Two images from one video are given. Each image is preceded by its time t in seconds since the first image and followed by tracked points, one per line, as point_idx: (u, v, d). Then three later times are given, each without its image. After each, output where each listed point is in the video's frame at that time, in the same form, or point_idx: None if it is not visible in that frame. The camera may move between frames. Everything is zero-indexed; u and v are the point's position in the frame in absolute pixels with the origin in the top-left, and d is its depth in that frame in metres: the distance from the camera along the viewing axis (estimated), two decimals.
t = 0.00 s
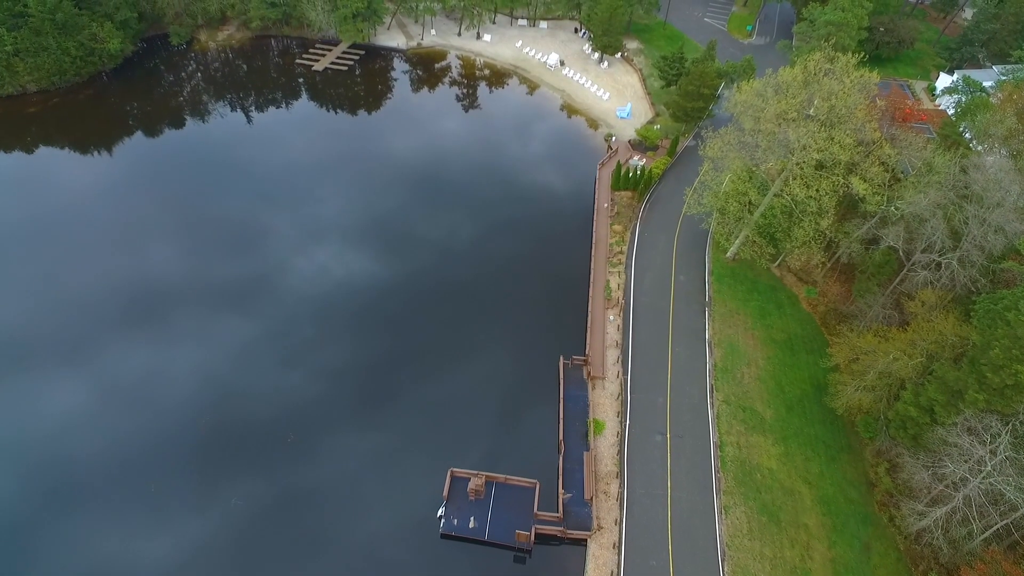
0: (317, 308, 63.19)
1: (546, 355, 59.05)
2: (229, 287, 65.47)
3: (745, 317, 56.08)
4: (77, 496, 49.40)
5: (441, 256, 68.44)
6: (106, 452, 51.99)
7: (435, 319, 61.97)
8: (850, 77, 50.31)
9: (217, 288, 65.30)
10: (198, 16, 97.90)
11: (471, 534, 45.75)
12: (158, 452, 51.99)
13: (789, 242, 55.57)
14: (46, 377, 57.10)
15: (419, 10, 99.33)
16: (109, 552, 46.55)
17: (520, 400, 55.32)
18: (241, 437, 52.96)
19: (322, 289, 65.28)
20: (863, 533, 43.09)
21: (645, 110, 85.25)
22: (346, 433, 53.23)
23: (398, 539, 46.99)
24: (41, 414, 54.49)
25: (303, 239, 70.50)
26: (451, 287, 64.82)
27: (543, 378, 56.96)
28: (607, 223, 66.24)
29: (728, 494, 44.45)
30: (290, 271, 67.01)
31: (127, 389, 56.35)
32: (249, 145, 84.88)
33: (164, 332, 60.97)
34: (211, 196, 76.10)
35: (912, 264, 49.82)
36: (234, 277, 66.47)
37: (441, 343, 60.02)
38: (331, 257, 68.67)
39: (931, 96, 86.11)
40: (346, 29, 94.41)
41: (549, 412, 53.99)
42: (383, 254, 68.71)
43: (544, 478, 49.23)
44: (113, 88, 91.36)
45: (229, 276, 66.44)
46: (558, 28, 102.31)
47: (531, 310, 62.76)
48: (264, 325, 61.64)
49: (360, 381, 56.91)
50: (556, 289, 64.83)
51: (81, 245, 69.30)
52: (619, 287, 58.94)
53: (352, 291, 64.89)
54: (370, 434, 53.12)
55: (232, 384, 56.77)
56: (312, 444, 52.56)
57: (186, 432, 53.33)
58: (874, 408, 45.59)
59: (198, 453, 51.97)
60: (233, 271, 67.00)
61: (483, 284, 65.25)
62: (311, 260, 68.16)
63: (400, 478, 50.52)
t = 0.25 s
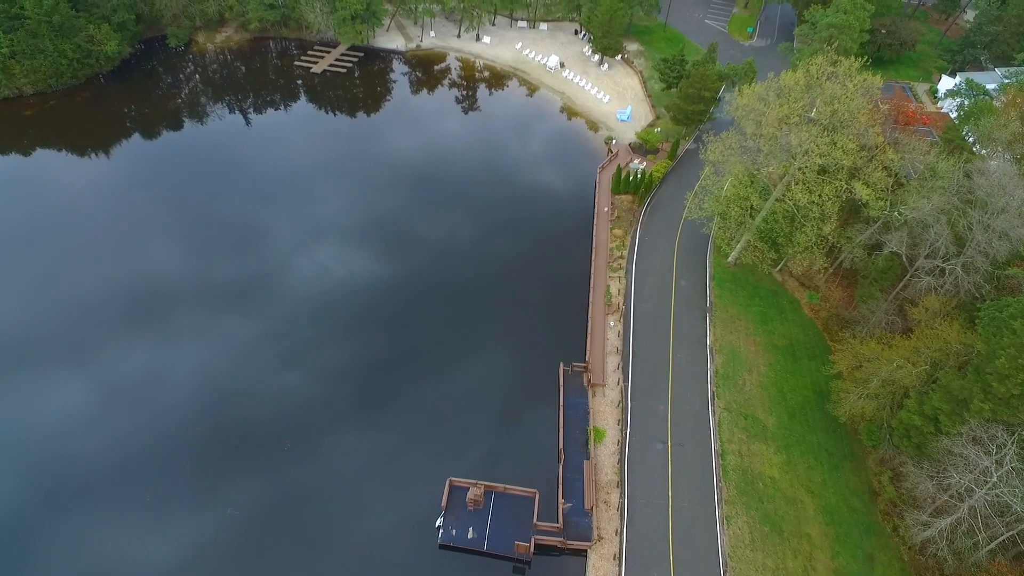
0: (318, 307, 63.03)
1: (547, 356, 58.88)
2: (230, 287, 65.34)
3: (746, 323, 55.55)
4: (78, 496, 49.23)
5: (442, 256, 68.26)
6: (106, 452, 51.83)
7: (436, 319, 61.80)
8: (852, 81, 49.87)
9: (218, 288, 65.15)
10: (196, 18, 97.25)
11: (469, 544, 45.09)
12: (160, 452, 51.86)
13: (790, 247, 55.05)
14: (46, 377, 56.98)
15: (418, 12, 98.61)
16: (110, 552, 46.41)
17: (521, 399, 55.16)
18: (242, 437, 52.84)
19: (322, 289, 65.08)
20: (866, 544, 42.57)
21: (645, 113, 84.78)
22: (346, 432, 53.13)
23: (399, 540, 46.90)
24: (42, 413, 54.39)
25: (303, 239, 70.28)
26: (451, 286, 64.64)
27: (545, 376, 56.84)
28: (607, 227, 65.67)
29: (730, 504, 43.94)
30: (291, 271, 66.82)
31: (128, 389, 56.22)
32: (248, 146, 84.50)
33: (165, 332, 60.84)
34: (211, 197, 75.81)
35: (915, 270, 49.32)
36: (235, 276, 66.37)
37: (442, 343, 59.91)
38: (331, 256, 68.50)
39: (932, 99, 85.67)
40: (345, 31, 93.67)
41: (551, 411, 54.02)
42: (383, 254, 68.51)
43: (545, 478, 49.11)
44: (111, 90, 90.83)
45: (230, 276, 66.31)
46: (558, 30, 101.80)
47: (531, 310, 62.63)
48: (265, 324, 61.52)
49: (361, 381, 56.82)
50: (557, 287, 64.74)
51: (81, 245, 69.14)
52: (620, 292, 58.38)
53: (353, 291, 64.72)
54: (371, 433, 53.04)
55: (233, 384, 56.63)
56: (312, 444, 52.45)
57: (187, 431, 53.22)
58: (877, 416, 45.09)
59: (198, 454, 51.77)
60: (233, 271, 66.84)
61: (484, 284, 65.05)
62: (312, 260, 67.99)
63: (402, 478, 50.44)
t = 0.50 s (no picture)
0: (318, 308, 62.69)
1: (548, 357, 58.61)
2: (231, 287, 65.18)
3: (749, 330, 54.98)
4: (79, 498, 49.31)
5: (443, 255, 67.77)
6: (108, 454, 51.91)
7: (437, 319, 61.46)
8: (856, 86, 49.35)
9: (219, 288, 64.93)
10: (194, 20, 96.46)
11: (468, 558, 44.55)
12: (162, 453, 51.92)
13: (793, 253, 54.44)
14: (48, 378, 57.04)
15: (417, 14, 97.84)
16: (112, 555, 46.61)
17: (521, 399, 55.01)
18: (243, 439, 52.88)
19: (321, 289, 64.67)
20: (871, 556, 41.97)
21: (646, 116, 84.14)
22: (346, 434, 53.01)
23: (400, 542, 46.87)
24: (43, 415, 54.46)
25: (303, 239, 69.86)
26: (452, 287, 64.31)
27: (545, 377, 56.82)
28: (608, 233, 65.09)
29: (733, 516, 43.41)
30: (292, 271, 66.49)
31: (128, 390, 56.21)
32: (246, 147, 84.01)
33: (166, 333, 60.76)
34: (209, 198, 75.41)
35: (919, 277, 48.73)
36: (236, 276, 66.22)
37: (443, 343, 59.58)
38: (332, 256, 68.11)
39: (935, 103, 85.14)
40: (343, 34, 92.99)
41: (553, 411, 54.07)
42: (384, 254, 68.13)
43: (545, 480, 48.96)
44: (108, 93, 90.25)
45: (230, 276, 66.14)
46: (558, 32, 101.16)
47: (532, 309, 62.37)
48: (266, 325, 61.38)
49: (362, 381, 56.66)
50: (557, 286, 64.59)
51: (81, 246, 68.99)
52: (621, 299, 57.81)
53: (353, 291, 64.42)
54: (371, 434, 52.96)
55: (234, 385, 56.55)
56: (312, 445, 52.41)
57: (189, 432, 53.23)
58: (881, 426, 44.49)
59: (199, 456, 51.76)
60: (233, 273, 66.55)
61: (484, 283, 64.72)
62: (313, 260, 67.68)
63: (402, 479, 50.42)
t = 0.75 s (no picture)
0: (318, 308, 62.34)
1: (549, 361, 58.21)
2: (231, 286, 64.91)
3: (750, 337, 54.46)
4: (79, 499, 49.01)
5: (445, 254, 67.30)
6: (108, 454, 51.61)
7: (437, 318, 61.14)
8: (858, 92, 48.91)
9: (219, 287, 64.61)
10: (192, 23, 95.89)
11: (467, 570, 43.88)
12: (162, 453, 51.65)
13: (795, 259, 53.91)
14: (48, 377, 56.74)
15: (416, 17, 97.32)
16: (112, 555, 46.35)
17: (522, 398, 54.79)
18: (243, 439, 52.59)
19: (321, 289, 64.31)
20: (875, 568, 41.49)
21: (647, 119, 83.60)
22: (346, 434, 52.71)
23: (401, 544, 46.70)
24: (43, 414, 54.19)
25: (304, 239, 69.48)
26: (451, 293, 63.71)
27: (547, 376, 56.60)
28: (608, 237, 64.56)
29: (735, 527, 42.93)
30: (293, 271, 66.15)
31: (128, 391, 55.85)
32: (246, 149, 83.60)
33: (166, 332, 60.45)
34: (211, 197, 75.18)
35: (923, 284, 48.20)
36: (237, 275, 65.94)
37: (444, 343, 59.27)
38: (332, 256, 67.76)
39: (938, 106, 84.91)
40: (342, 37, 92.54)
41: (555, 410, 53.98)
42: (385, 253, 67.78)
43: (546, 481, 48.69)
44: (105, 96, 89.73)
45: (230, 275, 65.85)
46: (558, 35, 100.66)
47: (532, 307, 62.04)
48: (266, 324, 61.07)
49: (362, 381, 56.37)
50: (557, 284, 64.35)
51: (81, 245, 68.63)
52: (621, 306, 57.22)
53: (353, 290, 64.09)
54: (372, 434, 52.73)
55: (234, 385, 56.24)
56: (313, 444, 52.18)
57: (189, 432, 52.95)
58: (885, 435, 43.94)
59: (199, 457, 51.44)
60: (233, 272, 66.20)
61: (485, 282, 64.36)
62: (313, 259, 67.36)
63: (403, 479, 50.23)
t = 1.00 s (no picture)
0: (319, 309, 62.53)
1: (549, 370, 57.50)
2: (233, 286, 65.20)
3: (752, 345, 53.84)
4: (82, 498, 49.42)
5: (445, 256, 67.35)
6: (111, 454, 52.00)
7: (438, 318, 61.39)
8: (862, 98, 48.37)
9: (220, 288, 64.80)
10: (189, 26, 94.99)
11: None
12: (166, 451, 52.13)
13: (798, 267, 53.23)
14: (50, 377, 57.11)
15: (415, 20, 96.59)
16: (116, 555, 46.87)
17: (521, 397, 55.20)
18: (245, 439, 52.93)
19: (321, 291, 64.40)
20: None
21: (647, 124, 83.04)
22: (346, 433, 53.04)
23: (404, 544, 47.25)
24: (46, 414, 54.59)
25: (305, 240, 69.59)
26: (450, 300, 63.06)
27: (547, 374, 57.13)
28: (608, 244, 63.87)
29: (738, 541, 42.32)
30: (294, 272, 66.31)
31: (129, 392, 56.14)
32: (244, 153, 83.18)
33: (168, 333, 60.73)
34: (211, 197, 75.47)
35: (928, 293, 47.52)
36: (238, 275, 66.20)
37: (444, 344, 59.43)
38: (333, 256, 67.89)
39: (940, 110, 84.62)
40: (340, 40, 91.87)
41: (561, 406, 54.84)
42: (386, 253, 67.91)
43: (546, 480, 48.98)
44: (101, 100, 89.04)
45: (232, 275, 66.14)
46: (558, 38, 99.99)
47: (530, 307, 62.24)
48: (268, 324, 61.34)
49: (363, 382, 56.58)
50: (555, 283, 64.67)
51: (82, 247, 68.84)
52: (622, 313, 56.53)
53: (353, 291, 64.26)
54: (373, 432, 53.09)
55: (236, 384, 56.62)
56: (314, 443, 52.59)
57: (191, 432, 53.33)
58: (890, 447, 43.27)
59: (200, 458, 51.71)
60: (234, 272, 66.52)
61: (485, 283, 64.45)
62: (314, 260, 67.48)
63: (405, 478, 50.67)
